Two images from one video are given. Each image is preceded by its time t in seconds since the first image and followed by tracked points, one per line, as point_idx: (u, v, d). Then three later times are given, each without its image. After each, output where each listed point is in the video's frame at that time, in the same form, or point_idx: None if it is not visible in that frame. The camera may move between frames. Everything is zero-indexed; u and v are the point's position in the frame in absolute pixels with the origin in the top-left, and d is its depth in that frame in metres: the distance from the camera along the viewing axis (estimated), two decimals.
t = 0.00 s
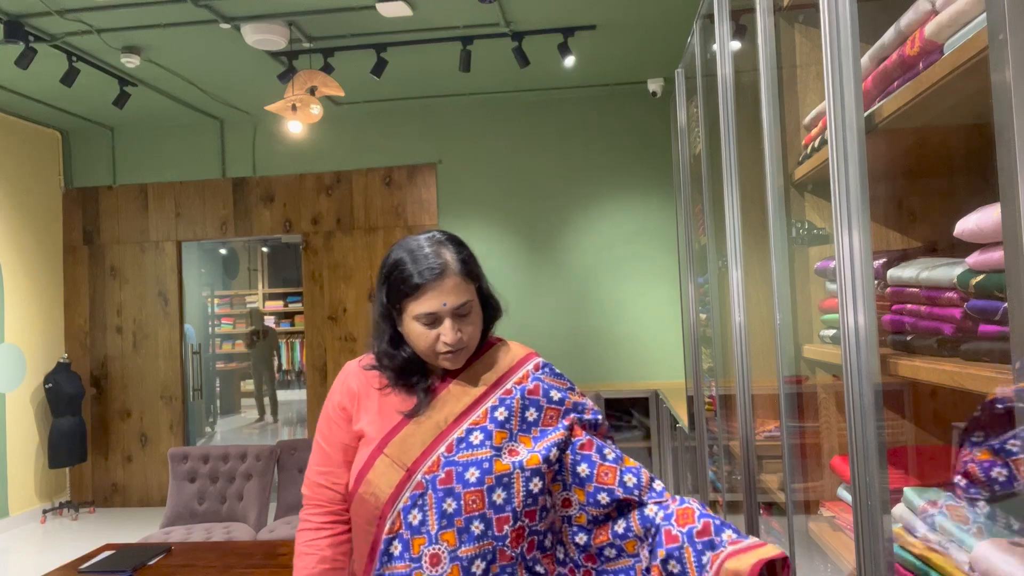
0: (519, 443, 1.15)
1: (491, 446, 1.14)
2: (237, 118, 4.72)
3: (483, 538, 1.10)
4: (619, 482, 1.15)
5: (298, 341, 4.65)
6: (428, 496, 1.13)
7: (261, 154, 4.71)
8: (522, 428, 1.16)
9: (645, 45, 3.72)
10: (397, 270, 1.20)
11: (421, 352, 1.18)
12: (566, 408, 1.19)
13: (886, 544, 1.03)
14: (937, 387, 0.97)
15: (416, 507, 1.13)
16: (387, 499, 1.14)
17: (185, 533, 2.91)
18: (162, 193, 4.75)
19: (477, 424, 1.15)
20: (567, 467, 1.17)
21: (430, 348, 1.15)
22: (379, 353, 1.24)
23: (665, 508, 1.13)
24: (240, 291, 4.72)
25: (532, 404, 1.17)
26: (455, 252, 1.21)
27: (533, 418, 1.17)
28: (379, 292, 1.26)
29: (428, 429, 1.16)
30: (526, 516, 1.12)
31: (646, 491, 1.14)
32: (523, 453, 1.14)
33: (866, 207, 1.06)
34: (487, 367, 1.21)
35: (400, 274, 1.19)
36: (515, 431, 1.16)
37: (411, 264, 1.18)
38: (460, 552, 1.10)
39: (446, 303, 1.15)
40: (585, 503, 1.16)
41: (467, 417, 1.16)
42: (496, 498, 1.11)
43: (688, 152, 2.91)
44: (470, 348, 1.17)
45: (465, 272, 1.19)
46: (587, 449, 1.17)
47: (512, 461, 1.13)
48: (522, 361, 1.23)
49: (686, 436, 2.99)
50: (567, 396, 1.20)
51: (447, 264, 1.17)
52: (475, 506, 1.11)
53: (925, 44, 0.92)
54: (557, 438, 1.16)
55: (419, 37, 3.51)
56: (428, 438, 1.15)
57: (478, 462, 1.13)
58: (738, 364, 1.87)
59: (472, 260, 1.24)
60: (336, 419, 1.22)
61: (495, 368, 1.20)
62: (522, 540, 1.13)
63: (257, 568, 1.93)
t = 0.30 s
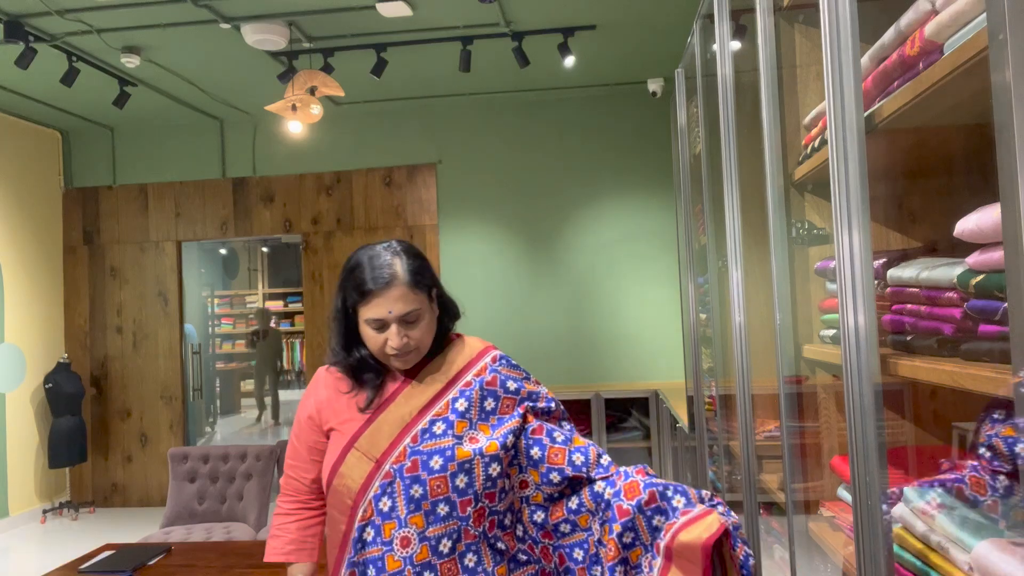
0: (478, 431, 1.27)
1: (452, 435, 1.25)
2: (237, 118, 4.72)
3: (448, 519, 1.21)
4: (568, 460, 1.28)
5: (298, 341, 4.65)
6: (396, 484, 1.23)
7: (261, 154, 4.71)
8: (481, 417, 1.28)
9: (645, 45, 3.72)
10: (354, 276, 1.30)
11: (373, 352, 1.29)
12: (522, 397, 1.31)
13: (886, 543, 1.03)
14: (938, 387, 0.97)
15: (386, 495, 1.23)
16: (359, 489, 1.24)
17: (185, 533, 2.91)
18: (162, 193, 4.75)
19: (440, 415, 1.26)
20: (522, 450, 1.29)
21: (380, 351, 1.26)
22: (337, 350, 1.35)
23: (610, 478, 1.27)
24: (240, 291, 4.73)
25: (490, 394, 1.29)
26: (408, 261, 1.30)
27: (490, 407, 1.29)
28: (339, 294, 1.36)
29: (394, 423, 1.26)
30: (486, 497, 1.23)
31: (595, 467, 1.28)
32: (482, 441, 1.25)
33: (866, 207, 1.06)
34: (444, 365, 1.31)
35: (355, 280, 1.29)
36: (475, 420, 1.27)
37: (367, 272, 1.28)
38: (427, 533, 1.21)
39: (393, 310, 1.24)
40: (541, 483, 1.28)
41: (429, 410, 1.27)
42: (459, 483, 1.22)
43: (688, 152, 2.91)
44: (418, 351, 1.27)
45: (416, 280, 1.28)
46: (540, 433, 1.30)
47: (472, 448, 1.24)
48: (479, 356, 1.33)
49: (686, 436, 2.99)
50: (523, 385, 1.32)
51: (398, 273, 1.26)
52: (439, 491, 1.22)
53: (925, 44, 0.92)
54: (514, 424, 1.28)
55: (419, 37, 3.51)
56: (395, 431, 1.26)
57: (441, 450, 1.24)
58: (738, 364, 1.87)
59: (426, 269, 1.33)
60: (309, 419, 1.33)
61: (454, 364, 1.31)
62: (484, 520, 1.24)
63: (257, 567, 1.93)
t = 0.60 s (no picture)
0: (473, 418, 1.29)
1: (453, 423, 1.26)
2: (237, 118, 4.72)
3: (455, 504, 1.22)
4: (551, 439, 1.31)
5: (298, 341, 4.65)
6: (403, 476, 1.22)
7: (261, 154, 4.71)
8: (474, 405, 1.30)
9: (645, 45, 3.72)
10: (339, 278, 1.33)
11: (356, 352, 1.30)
12: (509, 382, 1.34)
13: (887, 543, 1.03)
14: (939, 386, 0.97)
15: (394, 488, 1.22)
16: (365, 486, 1.23)
17: (185, 533, 2.91)
18: (162, 193, 4.75)
19: (437, 407, 1.27)
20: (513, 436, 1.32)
21: (362, 348, 1.27)
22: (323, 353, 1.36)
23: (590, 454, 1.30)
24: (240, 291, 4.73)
25: (479, 382, 1.31)
26: (393, 263, 1.32)
27: (481, 395, 1.31)
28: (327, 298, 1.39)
29: (394, 416, 1.26)
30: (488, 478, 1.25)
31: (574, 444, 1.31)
32: (479, 428, 1.27)
33: (867, 207, 1.06)
34: (429, 363, 1.32)
35: (340, 282, 1.32)
36: (469, 408, 1.29)
37: (351, 273, 1.31)
38: (435, 520, 1.21)
39: (374, 309, 1.26)
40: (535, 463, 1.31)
41: (427, 402, 1.27)
42: (462, 469, 1.23)
43: (688, 152, 2.91)
44: (399, 350, 1.28)
45: (398, 280, 1.30)
46: (524, 416, 1.33)
47: (471, 435, 1.25)
48: (466, 349, 1.35)
49: (686, 436, 2.99)
50: (511, 370, 1.35)
51: (380, 273, 1.29)
52: (445, 478, 1.22)
53: (925, 44, 0.92)
54: (507, 411, 1.31)
55: (419, 37, 3.51)
56: (396, 424, 1.25)
57: (443, 439, 1.24)
58: (738, 365, 1.87)
59: (410, 271, 1.35)
60: (311, 422, 1.31)
61: (444, 358, 1.33)
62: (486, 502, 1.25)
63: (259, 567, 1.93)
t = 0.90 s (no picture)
0: (476, 416, 1.39)
1: (451, 419, 1.38)
2: (237, 118, 4.72)
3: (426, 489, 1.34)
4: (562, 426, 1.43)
5: (297, 341, 4.65)
6: (390, 454, 1.37)
7: (261, 154, 4.72)
8: (480, 405, 1.41)
9: (645, 45, 3.72)
10: (372, 272, 1.47)
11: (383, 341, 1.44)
12: (516, 389, 1.44)
13: (886, 545, 1.03)
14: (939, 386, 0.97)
15: (378, 460, 1.36)
16: (350, 457, 1.37)
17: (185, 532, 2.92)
18: (162, 193, 4.75)
19: (439, 402, 1.40)
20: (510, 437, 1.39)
21: (389, 339, 1.41)
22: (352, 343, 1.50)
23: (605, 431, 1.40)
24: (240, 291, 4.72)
25: (487, 386, 1.43)
26: (421, 261, 1.47)
27: (488, 397, 1.42)
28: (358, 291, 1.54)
29: (398, 403, 1.40)
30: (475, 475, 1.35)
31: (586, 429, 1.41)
32: (479, 427, 1.38)
33: (866, 207, 1.06)
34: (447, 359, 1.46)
35: (374, 275, 1.47)
36: (473, 406, 1.40)
37: (384, 267, 1.46)
38: (410, 498, 1.34)
39: (403, 301, 1.41)
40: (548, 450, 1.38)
41: (433, 395, 1.41)
42: (450, 460, 1.35)
43: (688, 152, 2.91)
44: (422, 342, 1.42)
45: (426, 278, 1.45)
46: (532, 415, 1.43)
47: (467, 433, 1.37)
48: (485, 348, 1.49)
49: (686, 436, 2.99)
50: (515, 377, 1.46)
51: (410, 270, 1.44)
52: (431, 464, 1.35)
53: (925, 44, 0.92)
54: (512, 415, 1.40)
55: (419, 37, 3.51)
56: (396, 412, 1.40)
57: (438, 432, 1.37)
58: (738, 364, 1.87)
59: (437, 269, 1.50)
60: (327, 396, 1.47)
61: (461, 357, 1.47)
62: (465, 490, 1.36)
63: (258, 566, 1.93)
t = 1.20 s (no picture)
0: (486, 411, 1.55)
1: (460, 411, 1.56)
2: (237, 119, 4.72)
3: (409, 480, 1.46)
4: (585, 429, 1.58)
5: (298, 341, 4.66)
6: (400, 434, 1.55)
7: (261, 154, 4.72)
8: (491, 401, 1.57)
9: (645, 45, 3.72)
10: (424, 271, 1.75)
11: (430, 331, 1.70)
12: (532, 395, 1.60)
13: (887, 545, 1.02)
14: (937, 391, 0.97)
15: (388, 438, 1.54)
16: (369, 433, 1.57)
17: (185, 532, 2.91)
18: (162, 193, 4.75)
19: (454, 397, 1.60)
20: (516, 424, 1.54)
21: (436, 327, 1.67)
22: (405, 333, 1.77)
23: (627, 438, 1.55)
24: (240, 291, 4.72)
25: (504, 388, 1.60)
26: (467, 263, 1.74)
27: (503, 397, 1.58)
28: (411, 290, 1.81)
29: (416, 392, 1.62)
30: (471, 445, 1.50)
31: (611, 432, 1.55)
32: (485, 421, 1.53)
33: (866, 207, 1.05)
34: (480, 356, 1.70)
35: (425, 274, 1.74)
36: (483, 403, 1.57)
37: (435, 267, 1.74)
38: (410, 474, 1.48)
39: (449, 295, 1.68)
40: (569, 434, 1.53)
41: (448, 390, 1.62)
42: (452, 447, 1.50)
43: (688, 152, 2.91)
44: (463, 332, 1.66)
45: (470, 277, 1.71)
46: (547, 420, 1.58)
47: (472, 426, 1.53)
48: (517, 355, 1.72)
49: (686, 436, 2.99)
50: (533, 387, 1.63)
51: (457, 269, 1.71)
52: (434, 448, 1.51)
53: (925, 44, 0.92)
54: (522, 415, 1.55)
55: (420, 37, 3.51)
56: (413, 400, 1.61)
57: (446, 421, 1.55)
58: (738, 365, 1.87)
59: (480, 272, 1.76)
60: (365, 387, 1.71)
61: (493, 358, 1.70)
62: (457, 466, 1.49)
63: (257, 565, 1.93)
